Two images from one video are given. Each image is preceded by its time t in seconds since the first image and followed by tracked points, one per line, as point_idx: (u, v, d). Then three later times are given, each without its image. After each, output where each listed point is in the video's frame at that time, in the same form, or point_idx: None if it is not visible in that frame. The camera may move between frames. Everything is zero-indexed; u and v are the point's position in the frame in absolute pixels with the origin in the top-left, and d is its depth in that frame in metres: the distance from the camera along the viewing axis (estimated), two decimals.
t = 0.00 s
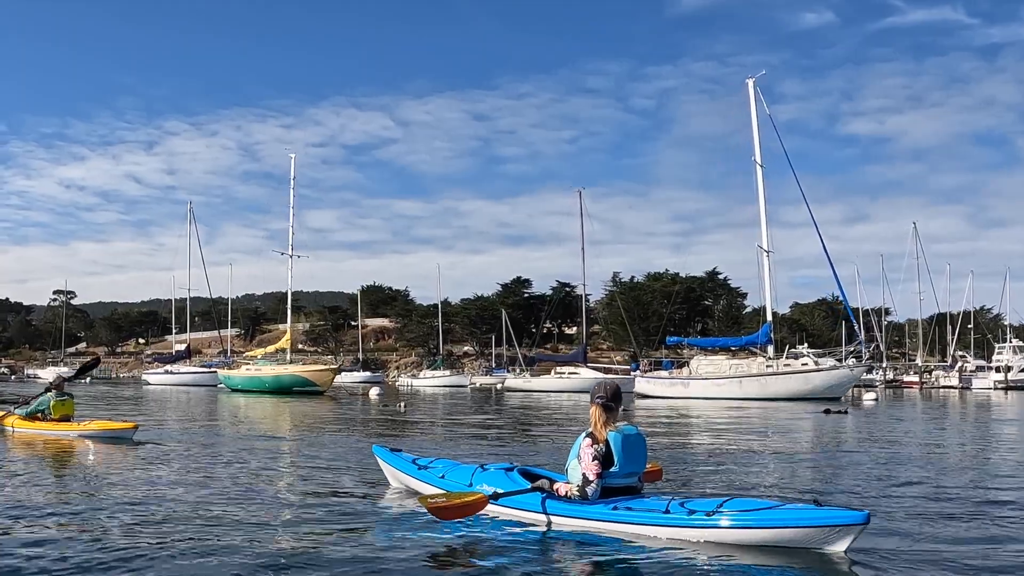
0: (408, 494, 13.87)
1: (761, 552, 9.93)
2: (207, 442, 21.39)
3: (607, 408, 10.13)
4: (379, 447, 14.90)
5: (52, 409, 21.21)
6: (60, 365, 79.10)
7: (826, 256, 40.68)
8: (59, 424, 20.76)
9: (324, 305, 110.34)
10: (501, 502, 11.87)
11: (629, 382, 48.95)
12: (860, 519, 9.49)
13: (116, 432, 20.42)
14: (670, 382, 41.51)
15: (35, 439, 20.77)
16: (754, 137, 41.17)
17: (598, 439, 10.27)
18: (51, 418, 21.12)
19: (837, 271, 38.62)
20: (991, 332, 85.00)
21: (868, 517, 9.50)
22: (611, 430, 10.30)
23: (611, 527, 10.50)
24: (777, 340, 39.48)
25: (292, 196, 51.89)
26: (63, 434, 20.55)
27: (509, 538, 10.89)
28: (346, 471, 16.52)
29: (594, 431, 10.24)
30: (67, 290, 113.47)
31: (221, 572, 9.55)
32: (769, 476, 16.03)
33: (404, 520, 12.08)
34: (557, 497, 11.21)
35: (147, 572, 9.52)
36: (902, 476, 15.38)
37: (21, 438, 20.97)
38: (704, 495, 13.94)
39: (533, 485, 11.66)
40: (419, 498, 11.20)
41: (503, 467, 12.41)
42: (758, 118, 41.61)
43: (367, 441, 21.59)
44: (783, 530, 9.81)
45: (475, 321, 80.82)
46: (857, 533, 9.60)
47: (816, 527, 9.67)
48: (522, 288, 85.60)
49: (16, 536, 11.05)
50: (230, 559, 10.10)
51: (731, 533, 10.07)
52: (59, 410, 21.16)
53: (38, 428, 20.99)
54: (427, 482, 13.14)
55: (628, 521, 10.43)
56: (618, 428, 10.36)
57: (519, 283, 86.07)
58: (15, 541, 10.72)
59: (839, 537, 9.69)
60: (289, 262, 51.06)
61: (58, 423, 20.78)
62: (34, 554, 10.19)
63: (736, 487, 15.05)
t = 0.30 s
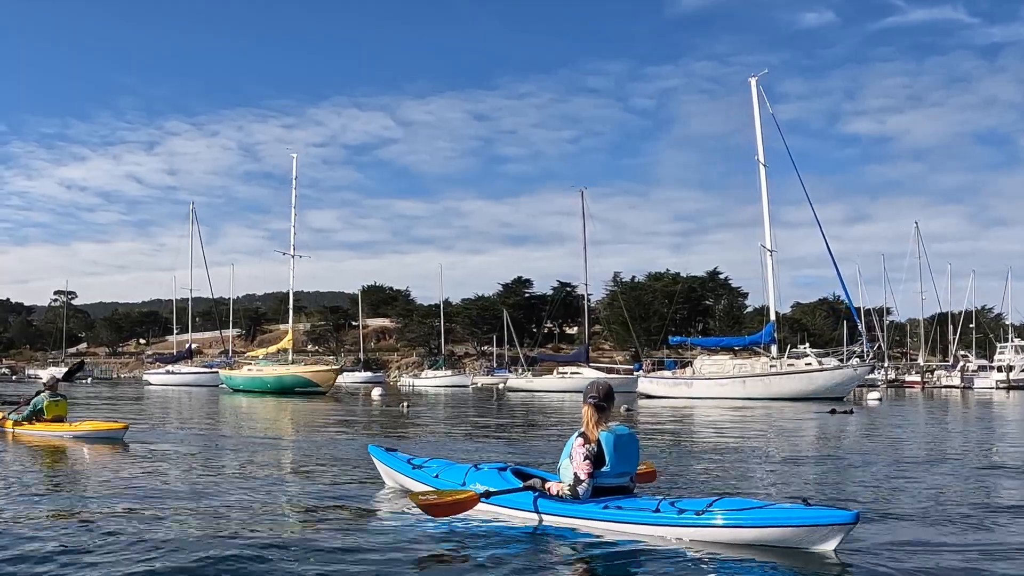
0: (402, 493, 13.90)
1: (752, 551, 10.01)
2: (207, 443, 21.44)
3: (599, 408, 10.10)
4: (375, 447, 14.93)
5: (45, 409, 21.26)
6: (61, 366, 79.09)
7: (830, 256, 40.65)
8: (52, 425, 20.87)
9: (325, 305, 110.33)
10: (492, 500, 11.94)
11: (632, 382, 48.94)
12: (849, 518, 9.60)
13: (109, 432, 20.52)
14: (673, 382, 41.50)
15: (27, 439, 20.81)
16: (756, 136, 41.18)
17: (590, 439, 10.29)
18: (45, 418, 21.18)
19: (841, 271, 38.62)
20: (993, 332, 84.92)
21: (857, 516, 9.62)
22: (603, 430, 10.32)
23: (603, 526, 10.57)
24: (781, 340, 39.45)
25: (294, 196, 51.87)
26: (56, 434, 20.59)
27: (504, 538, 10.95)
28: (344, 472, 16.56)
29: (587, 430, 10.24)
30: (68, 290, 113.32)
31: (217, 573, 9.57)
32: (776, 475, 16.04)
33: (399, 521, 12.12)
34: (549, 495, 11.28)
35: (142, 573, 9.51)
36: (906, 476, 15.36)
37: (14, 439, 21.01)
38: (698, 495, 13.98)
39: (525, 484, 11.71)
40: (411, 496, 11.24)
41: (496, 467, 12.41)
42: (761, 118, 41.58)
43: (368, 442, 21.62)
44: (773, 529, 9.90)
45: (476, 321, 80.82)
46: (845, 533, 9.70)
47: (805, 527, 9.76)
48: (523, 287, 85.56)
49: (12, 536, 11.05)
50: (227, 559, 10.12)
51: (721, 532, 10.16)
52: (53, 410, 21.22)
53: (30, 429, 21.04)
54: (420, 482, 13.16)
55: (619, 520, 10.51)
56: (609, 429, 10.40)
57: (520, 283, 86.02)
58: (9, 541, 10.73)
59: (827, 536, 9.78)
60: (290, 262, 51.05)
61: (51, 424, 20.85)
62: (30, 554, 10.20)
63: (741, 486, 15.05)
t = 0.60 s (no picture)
0: (397, 490, 14.01)
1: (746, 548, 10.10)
2: (210, 443, 21.54)
3: (593, 405, 10.23)
4: (370, 445, 15.04)
5: (38, 410, 21.42)
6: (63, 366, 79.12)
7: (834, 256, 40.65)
8: (43, 424, 21.03)
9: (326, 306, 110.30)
10: (484, 497, 12.04)
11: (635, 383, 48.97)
12: (838, 514, 9.75)
13: (97, 431, 20.50)
14: (676, 382, 41.51)
15: (17, 438, 20.90)
16: (760, 136, 41.18)
17: (584, 435, 10.47)
18: (37, 418, 21.30)
19: (846, 271, 38.59)
20: (994, 332, 84.94)
21: (847, 512, 9.78)
22: (596, 426, 10.49)
23: (596, 523, 10.63)
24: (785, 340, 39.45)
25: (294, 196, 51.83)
26: (46, 435, 20.67)
27: (499, 534, 11.03)
28: (345, 471, 16.65)
29: (580, 427, 10.42)
30: (68, 291, 113.19)
31: (212, 569, 9.62)
32: (782, 475, 16.04)
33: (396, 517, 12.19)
34: (542, 493, 11.38)
35: (143, 568, 9.62)
36: (910, 475, 15.36)
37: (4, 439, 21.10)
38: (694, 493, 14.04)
39: (518, 481, 11.83)
40: (403, 492, 11.37)
41: (490, 464, 12.48)
42: (764, 117, 41.59)
43: (371, 442, 21.73)
44: (763, 526, 10.03)
45: (477, 322, 80.91)
46: (835, 529, 9.83)
47: (795, 523, 9.89)
48: (524, 288, 85.56)
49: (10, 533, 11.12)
50: (223, 556, 10.18)
51: (713, 528, 10.26)
52: (45, 411, 21.36)
53: (19, 429, 21.12)
54: (415, 479, 13.24)
55: (611, 516, 10.58)
56: (602, 426, 10.56)
57: (521, 283, 86.03)
58: (9, 538, 10.82)
59: (818, 533, 9.91)
60: (292, 262, 51.07)
61: (41, 425, 20.95)
62: (27, 550, 10.27)
63: (746, 486, 15.07)
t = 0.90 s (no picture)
0: (391, 486, 14.33)
1: (735, 544, 10.23)
2: (212, 442, 21.65)
3: (585, 401, 10.41)
4: (363, 441, 15.28)
5: (29, 410, 21.37)
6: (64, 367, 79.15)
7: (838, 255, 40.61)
8: (34, 424, 21.02)
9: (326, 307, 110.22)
10: (478, 493, 12.25)
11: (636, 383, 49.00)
12: (826, 511, 9.85)
13: (88, 431, 20.66)
14: (680, 382, 41.44)
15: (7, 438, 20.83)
16: (764, 136, 41.16)
17: (575, 432, 10.66)
18: (28, 418, 21.25)
19: (850, 271, 38.53)
20: (996, 332, 84.90)
21: (836, 509, 9.89)
22: (588, 423, 10.66)
23: (588, 518, 10.84)
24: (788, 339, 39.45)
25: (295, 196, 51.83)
26: (36, 435, 20.65)
27: (494, 530, 11.16)
28: (346, 470, 16.80)
29: (572, 424, 10.59)
30: (68, 291, 113.18)
31: (208, 564, 9.68)
32: (789, 475, 16.02)
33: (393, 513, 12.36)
34: (534, 488, 11.59)
35: (147, 561, 9.79)
36: (909, 475, 15.43)
37: None
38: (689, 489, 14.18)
39: (510, 477, 12.11)
40: (394, 489, 11.38)
41: (482, 460, 12.87)
42: (768, 117, 41.58)
43: (373, 442, 21.85)
44: (752, 522, 10.15)
45: (478, 322, 80.96)
46: (824, 526, 9.95)
47: (784, 519, 10.00)
48: (525, 288, 85.52)
49: (7, 531, 11.17)
50: (220, 550, 10.24)
51: (702, 525, 10.40)
52: (37, 411, 21.36)
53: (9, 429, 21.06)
54: (408, 475, 13.56)
55: (602, 512, 10.75)
56: (594, 422, 10.76)
57: (521, 284, 86.04)
58: (14, 534, 10.99)
59: (806, 530, 10.03)
60: (293, 263, 51.10)
61: (32, 425, 20.91)
62: (32, 544, 10.45)
63: (751, 486, 15.05)
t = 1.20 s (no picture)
0: (385, 483, 14.39)
1: (726, 541, 10.26)
2: (213, 442, 21.72)
3: (577, 400, 10.54)
4: (359, 439, 15.35)
5: (19, 409, 21.29)
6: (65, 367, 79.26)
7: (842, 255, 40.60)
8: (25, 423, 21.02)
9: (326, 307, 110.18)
10: (471, 491, 12.30)
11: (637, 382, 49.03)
12: (815, 509, 9.86)
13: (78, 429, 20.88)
14: (682, 381, 41.45)
15: None
16: (766, 136, 41.16)
17: (567, 430, 10.70)
18: (18, 418, 21.18)
19: (854, 271, 38.49)
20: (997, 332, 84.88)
21: (825, 506, 9.87)
22: (580, 421, 10.72)
23: (579, 516, 10.87)
24: (791, 339, 39.47)
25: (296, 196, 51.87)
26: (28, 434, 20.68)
27: (487, 528, 11.15)
28: (346, 468, 16.90)
29: (564, 422, 10.65)
30: (69, 292, 113.16)
31: (199, 563, 9.66)
32: (792, 475, 15.97)
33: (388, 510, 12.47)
34: (527, 486, 11.62)
35: (144, 556, 9.92)
36: (907, 474, 15.45)
37: None
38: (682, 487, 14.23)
39: (502, 475, 12.12)
40: (388, 487, 11.50)
41: (475, 457, 12.86)
42: (771, 117, 41.59)
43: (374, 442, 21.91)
44: (741, 520, 10.18)
45: (479, 322, 81.02)
46: (812, 523, 9.96)
47: (773, 517, 10.03)
48: (525, 288, 85.54)
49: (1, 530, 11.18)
50: (211, 550, 10.21)
51: (692, 522, 10.43)
52: (28, 410, 21.31)
53: None
54: (402, 472, 13.62)
55: (594, 510, 10.79)
56: (585, 421, 10.80)
57: (522, 284, 86.05)
58: (13, 530, 11.10)
59: (796, 528, 10.05)
60: (294, 262, 51.15)
61: (22, 423, 20.90)
62: (31, 541, 10.57)
63: (749, 485, 15.11)
